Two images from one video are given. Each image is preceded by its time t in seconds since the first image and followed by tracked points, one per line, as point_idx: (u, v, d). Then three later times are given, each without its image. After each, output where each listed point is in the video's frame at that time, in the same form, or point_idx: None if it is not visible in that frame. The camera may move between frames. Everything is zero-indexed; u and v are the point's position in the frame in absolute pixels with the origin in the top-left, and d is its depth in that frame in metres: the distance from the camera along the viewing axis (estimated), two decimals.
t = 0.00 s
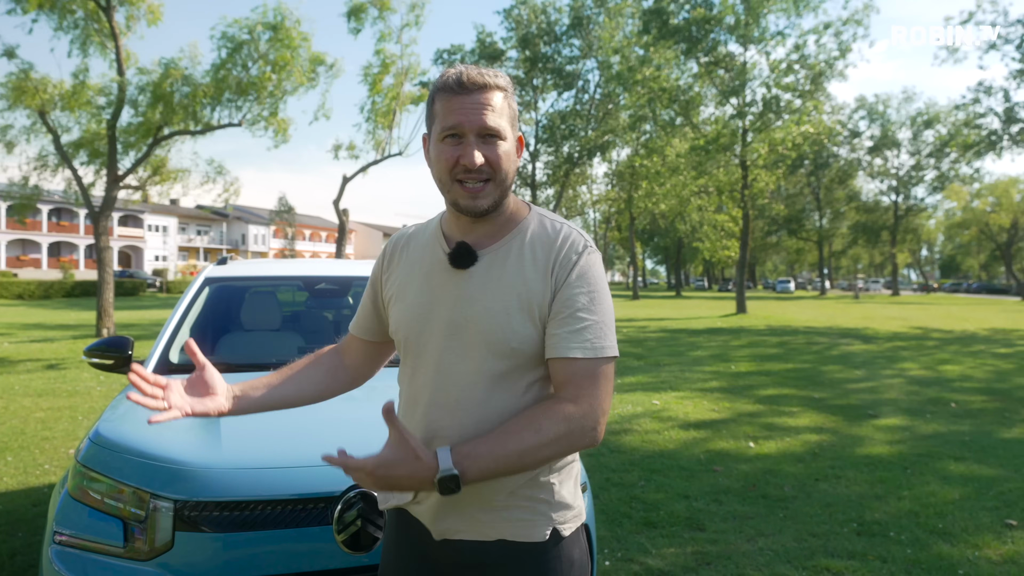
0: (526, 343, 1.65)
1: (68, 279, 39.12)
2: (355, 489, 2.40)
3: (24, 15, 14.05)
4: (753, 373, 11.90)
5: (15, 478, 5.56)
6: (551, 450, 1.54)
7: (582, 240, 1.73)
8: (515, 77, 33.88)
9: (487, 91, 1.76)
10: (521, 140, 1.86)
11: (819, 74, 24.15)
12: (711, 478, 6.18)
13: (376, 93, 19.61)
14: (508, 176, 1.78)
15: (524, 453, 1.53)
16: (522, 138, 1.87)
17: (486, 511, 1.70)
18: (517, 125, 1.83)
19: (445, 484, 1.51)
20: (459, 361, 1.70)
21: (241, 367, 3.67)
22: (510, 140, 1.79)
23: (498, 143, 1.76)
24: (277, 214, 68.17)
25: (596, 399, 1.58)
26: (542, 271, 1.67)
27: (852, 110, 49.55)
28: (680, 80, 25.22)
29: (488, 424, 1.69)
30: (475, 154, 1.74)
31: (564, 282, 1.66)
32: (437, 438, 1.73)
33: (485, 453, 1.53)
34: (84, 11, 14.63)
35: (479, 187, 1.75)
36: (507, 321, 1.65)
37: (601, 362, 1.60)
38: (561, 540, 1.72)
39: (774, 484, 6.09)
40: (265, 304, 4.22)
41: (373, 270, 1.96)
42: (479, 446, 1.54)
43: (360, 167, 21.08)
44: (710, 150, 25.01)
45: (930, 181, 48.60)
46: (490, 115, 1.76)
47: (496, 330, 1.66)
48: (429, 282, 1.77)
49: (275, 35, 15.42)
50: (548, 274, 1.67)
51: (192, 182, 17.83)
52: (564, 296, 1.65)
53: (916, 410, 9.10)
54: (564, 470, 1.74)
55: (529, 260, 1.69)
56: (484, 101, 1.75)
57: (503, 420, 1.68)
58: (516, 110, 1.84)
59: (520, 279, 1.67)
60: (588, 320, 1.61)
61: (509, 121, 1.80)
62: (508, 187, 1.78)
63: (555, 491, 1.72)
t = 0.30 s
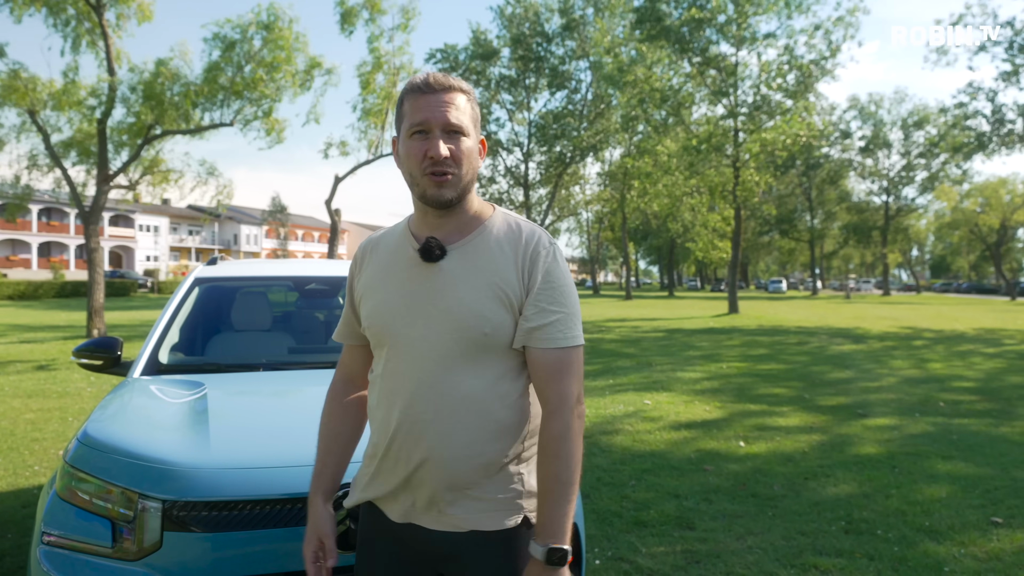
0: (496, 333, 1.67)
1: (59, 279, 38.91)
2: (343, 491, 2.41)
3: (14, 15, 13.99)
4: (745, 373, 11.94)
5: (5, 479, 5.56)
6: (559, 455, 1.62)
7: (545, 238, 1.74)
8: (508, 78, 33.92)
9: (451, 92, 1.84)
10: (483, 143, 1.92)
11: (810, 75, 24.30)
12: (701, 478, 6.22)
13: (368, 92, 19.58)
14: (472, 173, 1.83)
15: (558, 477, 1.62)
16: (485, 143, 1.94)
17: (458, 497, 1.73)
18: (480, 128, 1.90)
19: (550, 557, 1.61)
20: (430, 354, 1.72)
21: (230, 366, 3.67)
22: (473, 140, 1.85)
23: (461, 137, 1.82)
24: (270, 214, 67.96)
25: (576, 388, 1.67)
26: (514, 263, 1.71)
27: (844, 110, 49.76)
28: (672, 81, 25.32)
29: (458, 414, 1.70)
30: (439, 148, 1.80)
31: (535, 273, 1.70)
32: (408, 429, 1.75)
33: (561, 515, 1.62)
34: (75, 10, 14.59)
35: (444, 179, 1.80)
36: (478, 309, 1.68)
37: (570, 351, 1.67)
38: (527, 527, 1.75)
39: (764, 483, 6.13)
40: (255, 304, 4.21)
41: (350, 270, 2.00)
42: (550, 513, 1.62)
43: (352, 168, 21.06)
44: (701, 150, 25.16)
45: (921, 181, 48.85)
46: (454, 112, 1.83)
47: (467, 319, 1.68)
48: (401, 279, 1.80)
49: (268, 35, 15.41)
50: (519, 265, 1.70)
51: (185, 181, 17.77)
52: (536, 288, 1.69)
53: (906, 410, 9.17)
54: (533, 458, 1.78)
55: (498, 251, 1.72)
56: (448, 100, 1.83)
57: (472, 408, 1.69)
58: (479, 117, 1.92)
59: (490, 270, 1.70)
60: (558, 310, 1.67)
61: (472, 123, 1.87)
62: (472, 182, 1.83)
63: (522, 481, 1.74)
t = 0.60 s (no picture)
0: (483, 318, 1.74)
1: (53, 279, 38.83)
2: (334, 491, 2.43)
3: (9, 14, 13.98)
4: (739, 373, 11.97)
5: None
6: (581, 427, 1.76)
7: (521, 233, 1.83)
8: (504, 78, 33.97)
9: (417, 100, 1.91)
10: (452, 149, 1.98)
11: (804, 76, 24.38)
12: (694, 477, 6.25)
13: (364, 92, 19.59)
14: (442, 175, 1.89)
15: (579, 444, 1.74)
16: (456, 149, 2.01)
17: (441, 481, 1.75)
18: (449, 133, 1.97)
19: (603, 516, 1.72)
20: (418, 341, 1.75)
21: (223, 366, 3.68)
22: (441, 145, 1.92)
23: (427, 140, 1.89)
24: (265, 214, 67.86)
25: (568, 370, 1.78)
26: (499, 254, 1.78)
27: (840, 111, 49.90)
28: (667, 81, 25.38)
29: (446, 393, 1.73)
30: (405, 151, 1.85)
31: (519, 262, 1.77)
32: (395, 413, 1.77)
33: (589, 479, 1.75)
34: (69, 9, 14.59)
35: (412, 180, 1.85)
36: (464, 297, 1.74)
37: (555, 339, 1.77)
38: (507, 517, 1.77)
39: (756, 482, 6.16)
40: (249, 305, 4.22)
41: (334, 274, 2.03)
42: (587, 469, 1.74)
43: (347, 168, 21.08)
44: (697, 149, 25.22)
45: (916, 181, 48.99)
46: (420, 118, 1.90)
47: (455, 303, 1.74)
48: (386, 269, 1.84)
49: (263, 35, 15.41)
50: (504, 255, 1.78)
51: (180, 182, 17.76)
52: (519, 277, 1.76)
53: (898, 409, 9.22)
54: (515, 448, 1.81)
55: (484, 243, 1.79)
56: (413, 108, 1.90)
57: (458, 391, 1.73)
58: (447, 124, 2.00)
59: (477, 258, 1.77)
60: (544, 298, 1.77)
61: (441, 127, 1.93)
62: (443, 182, 1.88)
63: (501, 469, 1.77)
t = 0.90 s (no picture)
0: (477, 308, 1.75)
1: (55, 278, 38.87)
2: (332, 488, 2.45)
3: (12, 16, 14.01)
4: (739, 374, 11.98)
5: None
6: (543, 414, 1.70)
7: (518, 223, 1.84)
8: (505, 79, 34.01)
9: (386, 110, 1.90)
10: (431, 149, 1.89)
11: (805, 77, 24.39)
12: (693, 477, 6.27)
13: (365, 93, 19.63)
14: (409, 185, 1.86)
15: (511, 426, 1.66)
16: (439, 145, 1.91)
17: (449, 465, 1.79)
18: (424, 133, 1.88)
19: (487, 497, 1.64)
20: (416, 334, 1.80)
21: (223, 366, 3.71)
22: (408, 155, 1.86)
23: (392, 156, 1.86)
24: (266, 214, 67.91)
25: (556, 355, 1.75)
26: (494, 244, 1.79)
27: (841, 111, 49.89)
28: (669, 82, 25.39)
29: (444, 382, 1.77)
30: (370, 168, 1.88)
31: (512, 250, 1.78)
32: (401, 403, 1.83)
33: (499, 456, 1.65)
34: (71, 10, 14.63)
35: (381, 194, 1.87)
36: (460, 287, 1.76)
37: (550, 323, 1.75)
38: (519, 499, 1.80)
39: (755, 482, 6.18)
40: (249, 305, 4.25)
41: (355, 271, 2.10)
42: (494, 448, 1.65)
43: (348, 168, 21.12)
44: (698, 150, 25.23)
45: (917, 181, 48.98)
46: (386, 131, 1.87)
47: (447, 294, 1.76)
48: (391, 264, 1.91)
49: (265, 37, 15.44)
50: (497, 245, 1.79)
51: (182, 183, 17.78)
52: (509, 263, 1.77)
53: (897, 410, 9.23)
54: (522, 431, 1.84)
55: (479, 235, 1.81)
56: (377, 120, 1.89)
57: (455, 378, 1.76)
58: (429, 123, 1.91)
59: (472, 250, 1.79)
60: (536, 286, 1.75)
61: (409, 135, 1.87)
62: (411, 190, 1.86)
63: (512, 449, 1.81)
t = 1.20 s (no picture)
0: (500, 318, 1.80)
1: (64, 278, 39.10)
2: (336, 485, 2.51)
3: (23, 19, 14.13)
4: (745, 374, 11.97)
5: (8, 477, 5.66)
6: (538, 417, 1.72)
7: (554, 232, 1.82)
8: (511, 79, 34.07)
9: (422, 131, 1.96)
10: (461, 164, 1.91)
11: (813, 76, 24.34)
12: (697, 477, 6.28)
13: (373, 95, 19.69)
14: (444, 204, 1.93)
15: (499, 418, 1.73)
16: (473, 158, 1.91)
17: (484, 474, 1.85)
18: (454, 150, 1.91)
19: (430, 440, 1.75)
20: (451, 340, 1.89)
21: (229, 366, 3.74)
22: (441, 175, 1.92)
23: (427, 179, 1.94)
24: (273, 214, 68.13)
25: (573, 369, 1.73)
26: (519, 256, 1.80)
27: (848, 110, 49.71)
28: (676, 83, 25.40)
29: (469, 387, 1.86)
30: (417, 189, 1.97)
31: (535, 262, 1.77)
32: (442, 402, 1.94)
33: (468, 419, 1.75)
34: (81, 13, 14.75)
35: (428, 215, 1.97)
36: (485, 296, 1.81)
37: (571, 336, 1.73)
38: (549, 515, 1.81)
39: (759, 482, 6.19)
40: (255, 305, 4.28)
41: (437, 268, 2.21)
42: (458, 406, 1.77)
43: (355, 169, 21.20)
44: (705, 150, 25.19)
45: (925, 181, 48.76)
46: (421, 155, 1.94)
47: (471, 305, 1.83)
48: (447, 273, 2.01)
49: (275, 39, 15.51)
50: (522, 255, 1.80)
51: (189, 183, 17.86)
52: (532, 274, 1.77)
53: (904, 410, 9.22)
54: (556, 444, 1.83)
55: (508, 245, 1.83)
56: (414, 145, 1.96)
57: (485, 380, 1.83)
58: (466, 139, 1.92)
59: (500, 260, 1.82)
60: (557, 299, 1.73)
61: (441, 156, 1.91)
62: (452, 206, 1.92)
63: (547, 467, 1.81)
